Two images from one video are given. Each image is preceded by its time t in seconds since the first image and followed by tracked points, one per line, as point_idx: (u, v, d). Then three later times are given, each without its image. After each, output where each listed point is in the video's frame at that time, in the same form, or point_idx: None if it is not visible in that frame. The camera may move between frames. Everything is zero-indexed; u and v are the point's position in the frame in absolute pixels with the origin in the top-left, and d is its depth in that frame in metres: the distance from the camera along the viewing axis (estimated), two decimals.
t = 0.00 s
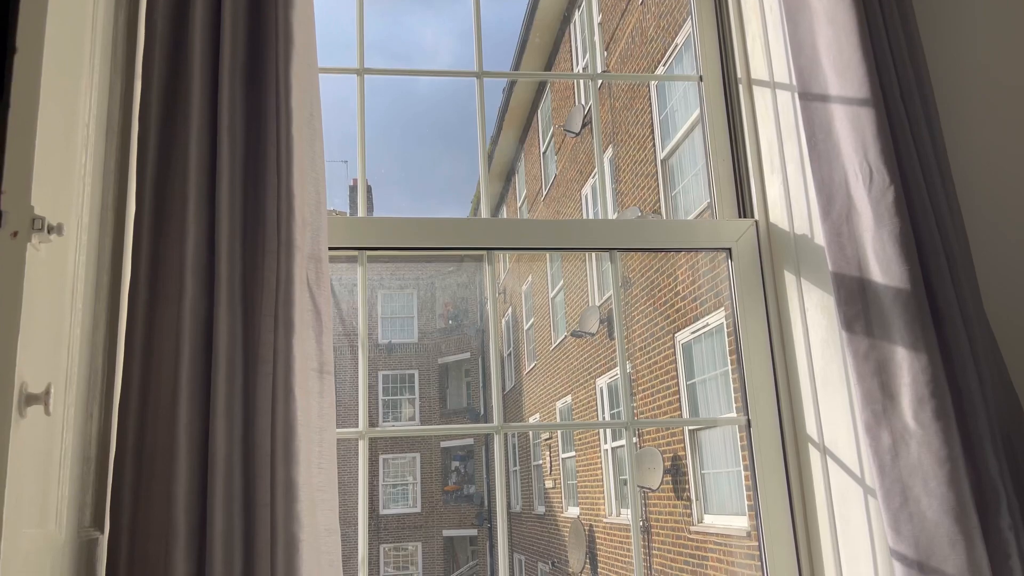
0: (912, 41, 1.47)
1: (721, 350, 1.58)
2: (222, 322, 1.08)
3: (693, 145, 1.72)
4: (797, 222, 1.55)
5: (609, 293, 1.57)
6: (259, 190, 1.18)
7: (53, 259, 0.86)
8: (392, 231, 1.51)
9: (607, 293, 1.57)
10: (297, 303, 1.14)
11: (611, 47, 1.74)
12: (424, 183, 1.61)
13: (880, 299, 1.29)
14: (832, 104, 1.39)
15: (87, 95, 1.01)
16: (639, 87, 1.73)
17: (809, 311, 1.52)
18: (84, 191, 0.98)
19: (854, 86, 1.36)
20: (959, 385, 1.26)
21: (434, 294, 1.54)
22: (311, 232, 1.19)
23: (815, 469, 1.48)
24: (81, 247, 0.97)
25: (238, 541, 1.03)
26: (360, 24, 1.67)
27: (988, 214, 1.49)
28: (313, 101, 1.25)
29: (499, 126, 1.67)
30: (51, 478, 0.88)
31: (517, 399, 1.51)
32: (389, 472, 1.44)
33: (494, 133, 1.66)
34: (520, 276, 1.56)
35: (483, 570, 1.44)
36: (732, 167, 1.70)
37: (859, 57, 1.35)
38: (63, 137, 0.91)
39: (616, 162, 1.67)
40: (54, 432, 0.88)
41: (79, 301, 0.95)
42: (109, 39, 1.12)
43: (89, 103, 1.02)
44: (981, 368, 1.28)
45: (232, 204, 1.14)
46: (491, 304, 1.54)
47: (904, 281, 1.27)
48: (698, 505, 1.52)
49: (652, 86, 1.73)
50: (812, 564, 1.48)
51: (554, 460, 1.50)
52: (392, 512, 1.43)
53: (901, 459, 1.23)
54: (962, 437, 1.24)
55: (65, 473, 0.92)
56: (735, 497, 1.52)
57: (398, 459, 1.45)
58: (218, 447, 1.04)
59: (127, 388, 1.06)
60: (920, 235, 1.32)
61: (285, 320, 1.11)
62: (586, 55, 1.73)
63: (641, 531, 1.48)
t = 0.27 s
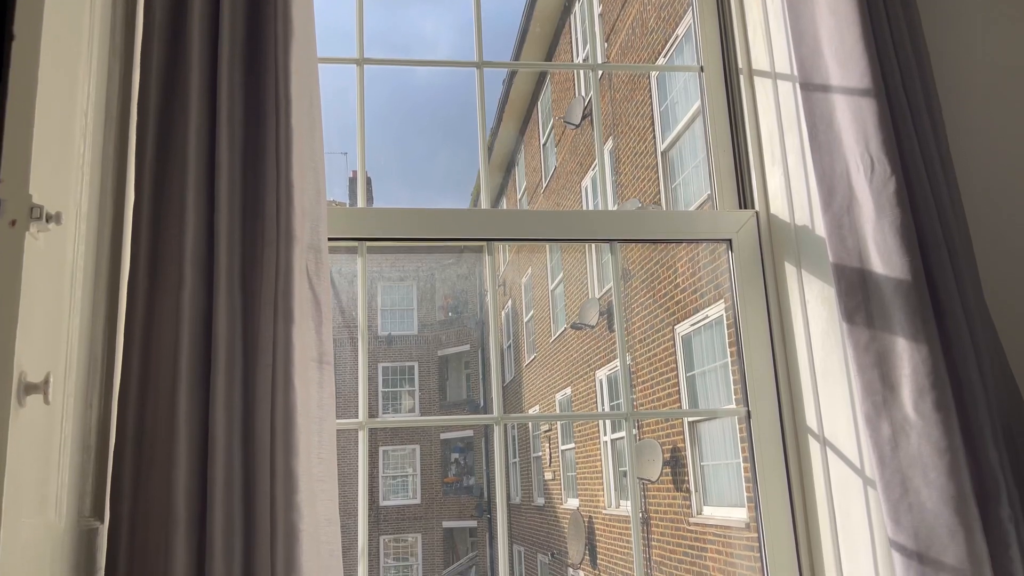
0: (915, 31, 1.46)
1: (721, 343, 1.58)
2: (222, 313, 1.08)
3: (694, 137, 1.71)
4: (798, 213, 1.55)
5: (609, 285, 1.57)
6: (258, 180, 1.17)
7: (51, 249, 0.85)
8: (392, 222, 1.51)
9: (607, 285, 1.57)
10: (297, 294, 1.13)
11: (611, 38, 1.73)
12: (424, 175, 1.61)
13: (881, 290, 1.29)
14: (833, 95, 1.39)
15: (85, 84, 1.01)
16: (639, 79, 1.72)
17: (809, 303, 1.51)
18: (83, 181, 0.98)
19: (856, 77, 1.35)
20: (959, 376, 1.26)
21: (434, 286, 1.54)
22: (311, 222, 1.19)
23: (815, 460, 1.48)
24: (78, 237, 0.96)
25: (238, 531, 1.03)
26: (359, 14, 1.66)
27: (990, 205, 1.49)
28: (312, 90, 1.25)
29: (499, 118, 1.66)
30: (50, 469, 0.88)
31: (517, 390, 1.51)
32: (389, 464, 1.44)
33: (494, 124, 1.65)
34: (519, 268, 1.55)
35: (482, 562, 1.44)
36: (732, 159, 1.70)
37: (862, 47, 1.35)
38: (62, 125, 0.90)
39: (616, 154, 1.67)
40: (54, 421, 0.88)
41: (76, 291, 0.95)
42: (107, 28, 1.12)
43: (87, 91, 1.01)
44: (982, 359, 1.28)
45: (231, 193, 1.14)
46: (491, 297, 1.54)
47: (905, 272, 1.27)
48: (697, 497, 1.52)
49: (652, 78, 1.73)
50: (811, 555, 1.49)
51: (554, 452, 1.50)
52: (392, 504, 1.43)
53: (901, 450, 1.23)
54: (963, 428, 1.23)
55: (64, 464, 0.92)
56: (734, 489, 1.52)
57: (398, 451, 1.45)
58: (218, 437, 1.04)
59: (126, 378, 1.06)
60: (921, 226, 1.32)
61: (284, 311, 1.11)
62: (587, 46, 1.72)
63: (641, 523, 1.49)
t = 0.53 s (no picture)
0: (917, 22, 1.46)
1: (721, 335, 1.58)
2: (221, 304, 1.08)
3: (694, 128, 1.70)
4: (799, 205, 1.55)
5: (609, 278, 1.57)
6: (257, 171, 1.17)
7: (49, 239, 0.85)
8: (391, 214, 1.50)
9: (607, 278, 1.57)
10: (296, 285, 1.13)
11: (611, 30, 1.72)
12: (423, 167, 1.60)
13: (882, 281, 1.29)
14: (835, 86, 1.38)
15: (83, 74, 1.00)
16: (640, 70, 1.71)
17: (810, 295, 1.51)
18: (80, 171, 0.98)
19: (857, 67, 1.35)
20: (960, 368, 1.26)
21: (434, 279, 1.53)
22: (310, 213, 1.18)
23: (815, 452, 1.48)
24: (77, 227, 0.96)
25: (238, 522, 1.03)
26: (359, 6, 1.65)
27: (991, 197, 1.49)
28: (311, 81, 1.24)
29: (499, 110, 1.65)
30: (49, 459, 0.88)
31: (517, 382, 1.51)
32: (389, 456, 1.44)
33: (494, 116, 1.65)
34: (519, 260, 1.55)
35: (482, 553, 1.44)
36: (733, 150, 1.69)
37: (864, 37, 1.34)
38: (59, 115, 0.90)
39: (616, 146, 1.66)
40: (53, 411, 0.88)
41: (74, 281, 0.95)
42: (104, 17, 1.11)
43: (85, 80, 1.01)
44: (982, 351, 1.28)
45: (230, 184, 1.13)
46: (491, 289, 1.54)
47: (905, 263, 1.26)
48: (697, 489, 1.52)
49: (652, 70, 1.72)
50: (810, 547, 1.49)
51: (554, 444, 1.50)
52: (392, 496, 1.43)
53: (901, 441, 1.23)
54: (963, 420, 1.23)
55: (63, 455, 0.92)
56: (734, 481, 1.53)
57: (398, 443, 1.45)
58: (217, 428, 1.04)
59: (124, 370, 1.06)
60: (922, 217, 1.31)
61: (284, 302, 1.11)
62: (587, 37, 1.72)
63: (640, 515, 1.49)
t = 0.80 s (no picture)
0: (918, 13, 1.45)
1: (721, 328, 1.58)
2: (220, 297, 1.07)
3: (695, 121, 1.70)
4: (800, 197, 1.54)
5: (609, 271, 1.57)
6: (256, 163, 1.17)
7: (48, 231, 0.85)
8: (391, 207, 1.50)
9: (607, 271, 1.57)
10: (295, 278, 1.13)
11: (611, 24, 1.72)
12: (423, 160, 1.60)
13: (882, 274, 1.29)
14: (836, 78, 1.38)
15: (82, 65, 1.00)
16: (640, 62, 1.71)
17: (810, 288, 1.51)
18: (79, 163, 0.97)
19: (857, 59, 1.34)
20: (960, 362, 1.25)
21: (433, 272, 1.53)
22: (309, 205, 1.18)
23: (814, 444, 1.49)
24: (76, 220, 0.96)
25: (238, 515, 1.03)
26: None
27: (992, 190, 1.48)
28: (310, 73, 1.24)
29: (498, 103, 1.65)
30: (49, 451, 0.88)
31: (516, 375, 1.51)
32: (389, 449, 1.44)
33: (494, 109, 1.64)
34: (519, 254, 1.55)
35: (482, 546, 1.44)
36: (733, 142, 1.69)
37: (865, 29, 1.34)
38: (58, 107, 0.90)
39: (616, 139, 1.66)
40: (52, 404, 0.88)
41: (73, 274, 0.95)
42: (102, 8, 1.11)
43: (83, 72, 1.00)
44: (982, 344, 1.28)
45: (229, 176, 1.13)
46: (491, 282, 1.53)
47: (905, 256, 1.26)
48: (696, 481, 1.52)
49: (652, 62, 1.71)
50: (810, 539, 1.49)
51: (553, 437, 1.50)
52: (392, 489, 1.44)
53: (901, 434, 1.24)
54: (963, 413, 1.23)
55: (63, 447, 0.92)
56: (733, 474, 1.53)
57: (398, 436, 1.45)
58: (217, 421, 1.04)
59: (124, 362, 1.06)
60: (923, 210, 1.31)
61: (283, 295, 1.11)
62: (587, 30, 1.71)
63: (640, 508, 1.49)
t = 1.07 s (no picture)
0: (918, 6, 1.45)
1: (720, 322, 1.58)
2: (218, 290, 1.07)
3: (694, 115, 1.69)
4: (800, 191, 1.54)
5: (608, 265, 1.56)
6: (254, 156, 1.16)
7: (45, 224, 0.85)
8: (390, 199, 1.50)
9: (607, 264, 1.56)
10: (293, 271, 1.13)
11: (611, 16, 1.71)
12: (422, 153, 1.59)
13: (882, 267, 1.28)
14: (836, 70, 1.37)
15: (78, 57, 0.99)
16: (640, 56, 1.70)
17: (809, 281, 1.51)
18: (76, 155, 0.97)
19: (857, 51, 1.34)
20: (960, 355, 1.25)
21: (433, 266, 1.53)
22: (307, 198, 1.18)
23: (813, 437, 1.49)
24: (73, 212, 0.96)
25: (236, 508, 1.03)
26: None
27: (992, 183, 1.48)
28: (308, 65, 1.23)
29: (497, 97, 1.64)
30: (46, 443, 0.88)
31: (516, 369, 1.50)
32: (389, 442, 1.45)
33: (494, 102, 1.64)
34: (519, 247, 1.55)
35: (482, 539, 1.44)
36: (732, 135, 1.69)
37: (865, 21, 1.33)
38: (55, 99, 0.89)
39: (616, 132, 1.65)
40: (49, 397, 0.88)
41: (70, 267, 0.95)
42: None
43: (80, 63, 1.00)
44: (982, 337, 1.28)
45: (226, 169, 1.12)
46: (489, 275, 1.53)
47: (905, 249, 1.26)
48: (695, 475, 1.52)
49: (652, 56, 1.71)
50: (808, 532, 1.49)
51: (553, 431, 1.50)
52: (391, 482, 1.44)
53: (899, 427, 1.24)
54: (962, 406, 1.23)
55: (60, 440, 0.92)
56: (732, 467, 1.53)
57: (398, 430, 1.45)
58: (215, 414, 1.04)
59: (122, 355, 1.06)
60: (923, 203, 1.31)
61: (281, 288, 1.10)
62: (587, 23, 1.70)
63: (640, 502, 1.49)
